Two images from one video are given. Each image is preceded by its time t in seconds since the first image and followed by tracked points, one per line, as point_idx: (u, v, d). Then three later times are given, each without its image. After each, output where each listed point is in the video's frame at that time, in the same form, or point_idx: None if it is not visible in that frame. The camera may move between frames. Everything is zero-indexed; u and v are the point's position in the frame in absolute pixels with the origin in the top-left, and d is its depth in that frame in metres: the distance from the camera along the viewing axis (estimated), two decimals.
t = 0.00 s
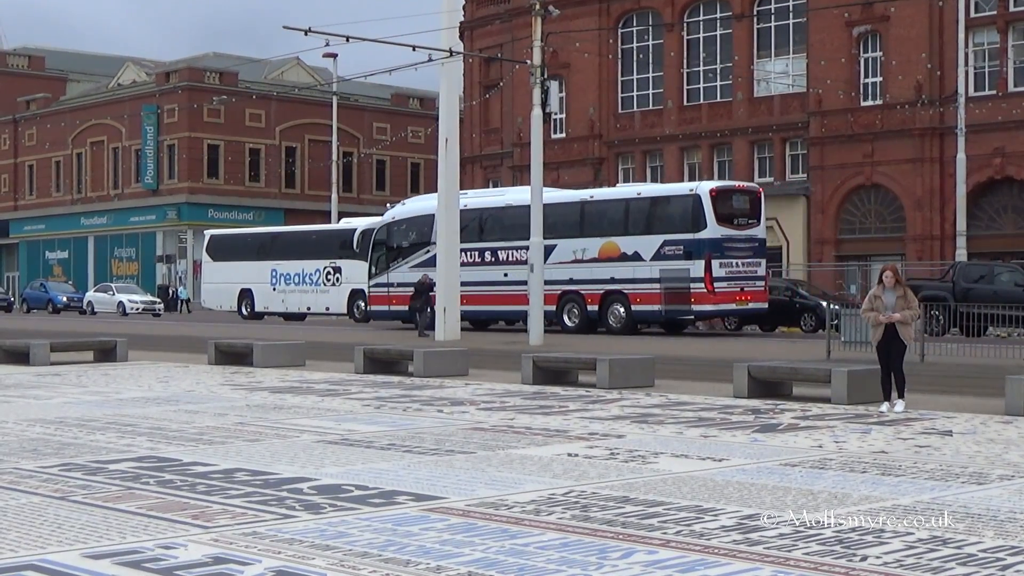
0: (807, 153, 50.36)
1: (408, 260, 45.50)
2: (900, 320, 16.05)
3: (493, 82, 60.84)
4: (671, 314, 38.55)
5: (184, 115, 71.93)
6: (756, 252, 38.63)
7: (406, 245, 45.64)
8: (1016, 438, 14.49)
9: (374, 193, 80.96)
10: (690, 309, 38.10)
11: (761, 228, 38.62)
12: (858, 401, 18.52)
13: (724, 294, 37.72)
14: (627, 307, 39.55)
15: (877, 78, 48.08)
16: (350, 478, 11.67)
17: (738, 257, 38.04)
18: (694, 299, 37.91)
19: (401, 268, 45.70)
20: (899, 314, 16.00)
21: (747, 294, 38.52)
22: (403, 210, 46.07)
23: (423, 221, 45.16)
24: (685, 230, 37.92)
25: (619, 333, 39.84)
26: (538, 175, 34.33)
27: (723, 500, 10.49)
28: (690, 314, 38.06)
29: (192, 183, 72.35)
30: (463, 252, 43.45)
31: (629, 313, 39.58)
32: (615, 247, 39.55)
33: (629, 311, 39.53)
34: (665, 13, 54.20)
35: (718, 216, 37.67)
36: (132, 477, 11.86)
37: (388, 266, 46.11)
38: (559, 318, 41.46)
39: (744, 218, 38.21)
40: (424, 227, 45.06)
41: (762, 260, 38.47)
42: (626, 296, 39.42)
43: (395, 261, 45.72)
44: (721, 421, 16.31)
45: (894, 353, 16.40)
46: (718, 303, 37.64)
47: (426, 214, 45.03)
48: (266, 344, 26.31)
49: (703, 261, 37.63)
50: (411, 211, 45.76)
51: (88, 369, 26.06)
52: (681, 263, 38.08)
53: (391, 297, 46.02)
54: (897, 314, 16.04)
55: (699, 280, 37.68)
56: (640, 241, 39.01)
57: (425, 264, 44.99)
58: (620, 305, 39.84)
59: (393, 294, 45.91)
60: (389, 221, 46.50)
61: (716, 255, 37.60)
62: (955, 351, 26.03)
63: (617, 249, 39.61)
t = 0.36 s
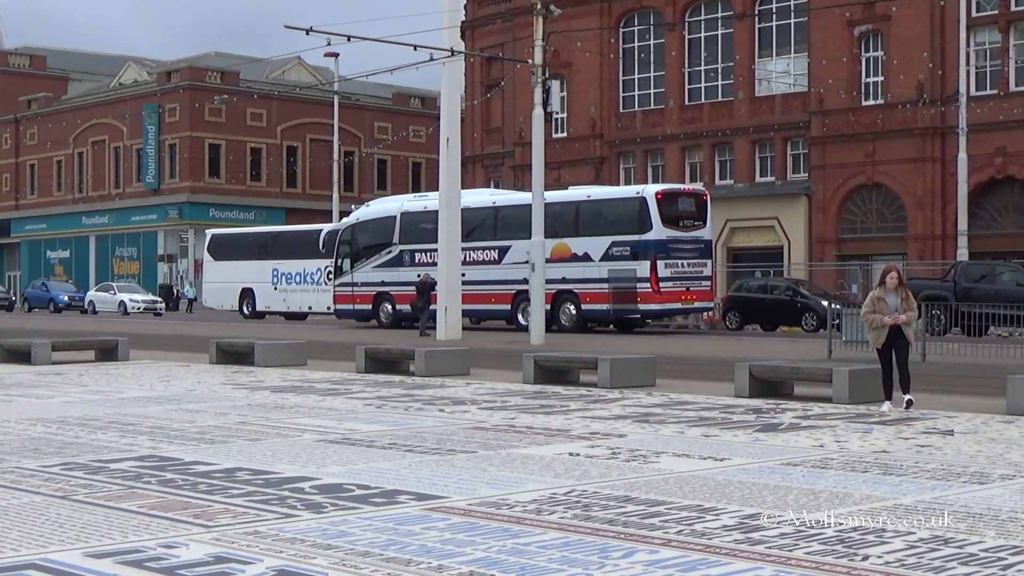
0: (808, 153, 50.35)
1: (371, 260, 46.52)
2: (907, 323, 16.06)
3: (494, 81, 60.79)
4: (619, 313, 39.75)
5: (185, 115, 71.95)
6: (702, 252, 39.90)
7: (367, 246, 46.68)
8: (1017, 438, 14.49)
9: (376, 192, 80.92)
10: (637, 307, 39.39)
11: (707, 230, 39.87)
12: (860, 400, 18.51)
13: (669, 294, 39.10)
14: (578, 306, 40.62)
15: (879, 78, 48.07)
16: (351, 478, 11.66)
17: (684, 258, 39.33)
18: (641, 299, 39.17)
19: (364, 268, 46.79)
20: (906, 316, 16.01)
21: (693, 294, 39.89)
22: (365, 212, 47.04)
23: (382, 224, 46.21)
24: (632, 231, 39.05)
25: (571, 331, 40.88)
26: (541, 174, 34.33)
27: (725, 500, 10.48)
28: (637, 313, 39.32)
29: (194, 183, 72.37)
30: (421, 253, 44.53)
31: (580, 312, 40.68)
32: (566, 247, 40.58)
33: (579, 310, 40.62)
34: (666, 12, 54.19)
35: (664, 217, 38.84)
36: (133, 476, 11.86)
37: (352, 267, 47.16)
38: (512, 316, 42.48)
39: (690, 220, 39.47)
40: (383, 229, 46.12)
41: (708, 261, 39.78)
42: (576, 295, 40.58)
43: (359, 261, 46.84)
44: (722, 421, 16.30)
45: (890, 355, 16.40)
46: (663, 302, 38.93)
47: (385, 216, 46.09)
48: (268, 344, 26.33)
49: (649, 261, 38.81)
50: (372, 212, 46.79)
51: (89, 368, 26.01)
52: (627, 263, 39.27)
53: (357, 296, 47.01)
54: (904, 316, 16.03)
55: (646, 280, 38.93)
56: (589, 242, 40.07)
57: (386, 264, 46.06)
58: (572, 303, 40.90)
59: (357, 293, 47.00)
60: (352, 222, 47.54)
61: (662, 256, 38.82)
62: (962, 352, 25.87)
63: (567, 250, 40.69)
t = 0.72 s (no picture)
0: (809, 153, 50.34)
1: (334, 260, 47.50)
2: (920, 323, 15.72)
3: (495, 80, 60.77)
4: (568, 312, 40.83)
5: (186, 114, 71.95)
6: (649, 253, 40.99)
7: (331, 246, 47.69)
8: (1018, 439, 14.49)
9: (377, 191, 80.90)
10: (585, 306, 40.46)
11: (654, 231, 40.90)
12: (861, 400, 18.52)
13: (615, 294, 40.14)
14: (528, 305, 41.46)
15: (880, 77, 48.06)
16: (351, 477, 11.65)
17: (630, 259, 40.39)
18: (588, 298, 40.22)
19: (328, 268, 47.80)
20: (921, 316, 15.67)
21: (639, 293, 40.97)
22: (330, 212, 47.95)
23: (344, 225, 47.23)
24: (579, 233, 40.15)
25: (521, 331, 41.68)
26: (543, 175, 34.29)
27: (725, 500, 10.49)
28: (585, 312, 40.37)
29: (195, 182, 72.41)
30: (382, 253, 45.61)
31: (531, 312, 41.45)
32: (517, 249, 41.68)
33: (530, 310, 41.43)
34: (668, 12, 54.23)
35: (610, 220, 39.92)
36: (134, 475, 11.85)
37: (316, 266, 48.25)
38: (468, 315, 43.38)
39: (636, 221, 40.49)
40: (346, 229, 47.14)
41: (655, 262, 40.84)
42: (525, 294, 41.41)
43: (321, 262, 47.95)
44: (723, 421, 16.30)
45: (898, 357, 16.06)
46: (609, 302, 40.06)
47: (347, 217, 47.12)
48: (268, 343, 26.34)
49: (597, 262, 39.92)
50: (336, 213, 47.80)
51: (89, 367, 26.00)
52: (575, 263, 40.37)
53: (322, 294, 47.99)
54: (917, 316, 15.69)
55: (592, 280, 40.05)
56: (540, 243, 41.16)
57: (349, 264, 47.06)
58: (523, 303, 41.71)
59: (320, 291, 48.08)
60: (317, 223, 48.52)
61: (608, 257, 39.89)
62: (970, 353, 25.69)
63: (518, 251, 41.71)
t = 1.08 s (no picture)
0: (811, 153, 50.32)
1: (298, 260, 48.03)
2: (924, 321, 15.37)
3: (497, 80, 60.75)
4: (518, 312, 41.51)
5: (187, 113, 71.94)
6: (597, 255, 41.66)
7: (296, 247, 48.12)
8: (1019, 440, 14.50)
9: (378, 191, 80.89)
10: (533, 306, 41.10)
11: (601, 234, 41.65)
12: (861, 401, 18.53)
13: (563, 293, 40.89)
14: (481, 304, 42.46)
15: (882, 78, 48.08)
16: (351, 477, 11.66)
17: (578, 260, 41.08)
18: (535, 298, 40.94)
19: (293, 268, 48.30)
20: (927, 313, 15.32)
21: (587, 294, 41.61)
22: (296, 213, 48.45)
23: (309, 226, 47.66)
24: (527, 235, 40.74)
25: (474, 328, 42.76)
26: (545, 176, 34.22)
27: (726, 501, 10.49)
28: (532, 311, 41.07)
29: (195, 181, 72.45)
30: (343, 254, 46.09)
31: (483, 311, 42.55)
32: (470, 249, 42.22)
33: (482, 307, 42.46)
34: (669, 12, 54.28)
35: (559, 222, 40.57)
36: (135, 474, 11.88)
37: (281, 266, 48.64)
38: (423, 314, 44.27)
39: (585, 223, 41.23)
40: (311, 231, 47.57)
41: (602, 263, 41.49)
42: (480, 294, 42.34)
43: (286, 262, 48.44)
44: (723, 421, 16.32)
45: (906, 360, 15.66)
46: (557, 301, 40.73)
47: (312, 218, 47.56)
48: (270, 342, 26.34)
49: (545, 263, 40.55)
50: (301, 214, 48.25)
51: (88, 366, 26.00)
52: (524, 264, 41.04)
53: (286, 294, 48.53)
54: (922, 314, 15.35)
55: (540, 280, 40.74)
56: (492, 244, 41.72)
57: (313, 265, 47.54)
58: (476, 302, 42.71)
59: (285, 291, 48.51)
60: (283, 223, 48.96)
61: (557, 258, 40.61)
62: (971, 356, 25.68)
63: (471, 252, 42.30)
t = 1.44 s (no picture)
0: (812, 154, 50.31)
1: (265, 260, 48.97)
2: (920, 319, 15.21)
3: (498, 80, 60.75)
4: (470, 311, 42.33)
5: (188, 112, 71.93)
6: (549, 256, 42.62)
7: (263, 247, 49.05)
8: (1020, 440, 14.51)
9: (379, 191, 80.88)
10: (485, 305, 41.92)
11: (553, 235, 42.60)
12: (863, 401, 18.54)
13: (514, 294, 41.73)
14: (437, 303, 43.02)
15: (883, 79, 48.10)
16: (351, 476, 11.67)
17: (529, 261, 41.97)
18: (486, 297, 41.81)
19: (259, 269, 49.18)
20: (921, 310, 15.15)
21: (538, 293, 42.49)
22: (262, 214, 49.38)
23: (275, 226, 48.61)
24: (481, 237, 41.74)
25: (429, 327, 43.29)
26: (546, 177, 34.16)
27: (726, 501, 10.50)
28: (484, 311, 41.90)
29: (196, 180, 72.45)
30: (307, 254, 47.08)
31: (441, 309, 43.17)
32: (426, 250, 43.26)
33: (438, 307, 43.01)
34: (670, 12, 54.31)
35: (510, 224, 41.53)
36: (135, 473, 11.88)
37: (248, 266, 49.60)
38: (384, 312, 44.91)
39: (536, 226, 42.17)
40: (276, 231, 48.53)
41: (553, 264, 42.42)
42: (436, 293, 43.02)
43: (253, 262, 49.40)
44: (724, 421, 16.34)
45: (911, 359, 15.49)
46: (508, 301, 41.54)
47: (278, 219, 48.52)
48: (271, 341, 26.32)
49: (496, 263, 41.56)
50: (267, 215, 49.11)
51: (89, 365, 25.98)
52: (476, 265, 42.08)
53: (252, 292, 49.57)
54: (917, 312, 15.20)
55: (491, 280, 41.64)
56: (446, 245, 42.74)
57: (279, 264, 48.48)
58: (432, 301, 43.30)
59: (252, 290, 49.50)
60: (248, 224, 49.77)
61: (508, 259, 41.57)
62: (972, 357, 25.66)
63: (426, 253, 43.29)
